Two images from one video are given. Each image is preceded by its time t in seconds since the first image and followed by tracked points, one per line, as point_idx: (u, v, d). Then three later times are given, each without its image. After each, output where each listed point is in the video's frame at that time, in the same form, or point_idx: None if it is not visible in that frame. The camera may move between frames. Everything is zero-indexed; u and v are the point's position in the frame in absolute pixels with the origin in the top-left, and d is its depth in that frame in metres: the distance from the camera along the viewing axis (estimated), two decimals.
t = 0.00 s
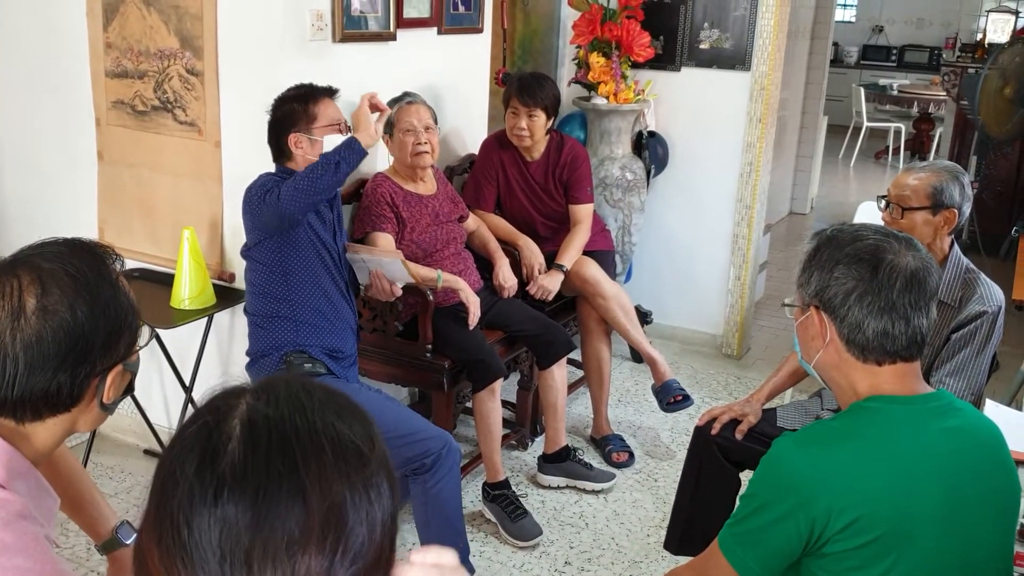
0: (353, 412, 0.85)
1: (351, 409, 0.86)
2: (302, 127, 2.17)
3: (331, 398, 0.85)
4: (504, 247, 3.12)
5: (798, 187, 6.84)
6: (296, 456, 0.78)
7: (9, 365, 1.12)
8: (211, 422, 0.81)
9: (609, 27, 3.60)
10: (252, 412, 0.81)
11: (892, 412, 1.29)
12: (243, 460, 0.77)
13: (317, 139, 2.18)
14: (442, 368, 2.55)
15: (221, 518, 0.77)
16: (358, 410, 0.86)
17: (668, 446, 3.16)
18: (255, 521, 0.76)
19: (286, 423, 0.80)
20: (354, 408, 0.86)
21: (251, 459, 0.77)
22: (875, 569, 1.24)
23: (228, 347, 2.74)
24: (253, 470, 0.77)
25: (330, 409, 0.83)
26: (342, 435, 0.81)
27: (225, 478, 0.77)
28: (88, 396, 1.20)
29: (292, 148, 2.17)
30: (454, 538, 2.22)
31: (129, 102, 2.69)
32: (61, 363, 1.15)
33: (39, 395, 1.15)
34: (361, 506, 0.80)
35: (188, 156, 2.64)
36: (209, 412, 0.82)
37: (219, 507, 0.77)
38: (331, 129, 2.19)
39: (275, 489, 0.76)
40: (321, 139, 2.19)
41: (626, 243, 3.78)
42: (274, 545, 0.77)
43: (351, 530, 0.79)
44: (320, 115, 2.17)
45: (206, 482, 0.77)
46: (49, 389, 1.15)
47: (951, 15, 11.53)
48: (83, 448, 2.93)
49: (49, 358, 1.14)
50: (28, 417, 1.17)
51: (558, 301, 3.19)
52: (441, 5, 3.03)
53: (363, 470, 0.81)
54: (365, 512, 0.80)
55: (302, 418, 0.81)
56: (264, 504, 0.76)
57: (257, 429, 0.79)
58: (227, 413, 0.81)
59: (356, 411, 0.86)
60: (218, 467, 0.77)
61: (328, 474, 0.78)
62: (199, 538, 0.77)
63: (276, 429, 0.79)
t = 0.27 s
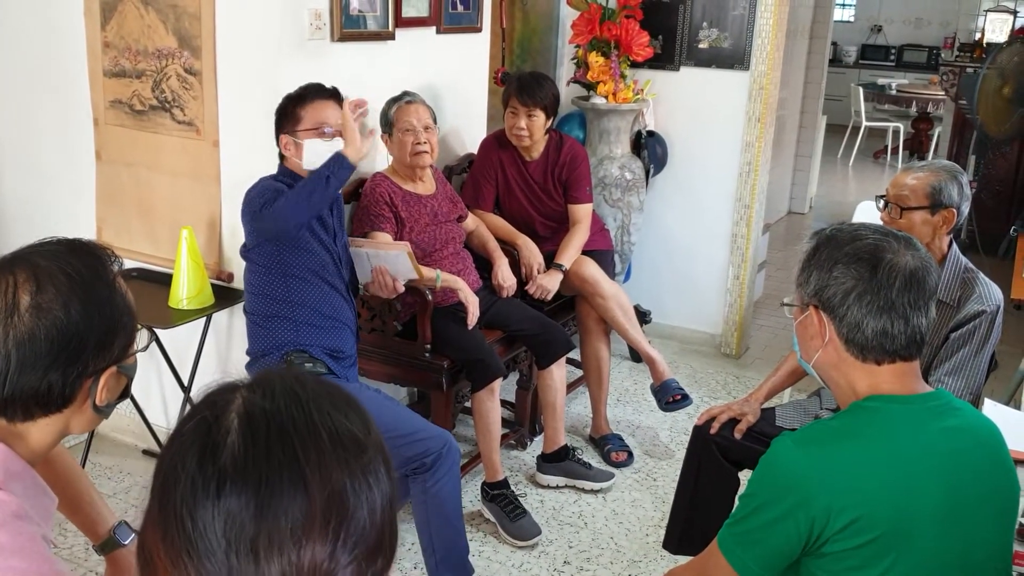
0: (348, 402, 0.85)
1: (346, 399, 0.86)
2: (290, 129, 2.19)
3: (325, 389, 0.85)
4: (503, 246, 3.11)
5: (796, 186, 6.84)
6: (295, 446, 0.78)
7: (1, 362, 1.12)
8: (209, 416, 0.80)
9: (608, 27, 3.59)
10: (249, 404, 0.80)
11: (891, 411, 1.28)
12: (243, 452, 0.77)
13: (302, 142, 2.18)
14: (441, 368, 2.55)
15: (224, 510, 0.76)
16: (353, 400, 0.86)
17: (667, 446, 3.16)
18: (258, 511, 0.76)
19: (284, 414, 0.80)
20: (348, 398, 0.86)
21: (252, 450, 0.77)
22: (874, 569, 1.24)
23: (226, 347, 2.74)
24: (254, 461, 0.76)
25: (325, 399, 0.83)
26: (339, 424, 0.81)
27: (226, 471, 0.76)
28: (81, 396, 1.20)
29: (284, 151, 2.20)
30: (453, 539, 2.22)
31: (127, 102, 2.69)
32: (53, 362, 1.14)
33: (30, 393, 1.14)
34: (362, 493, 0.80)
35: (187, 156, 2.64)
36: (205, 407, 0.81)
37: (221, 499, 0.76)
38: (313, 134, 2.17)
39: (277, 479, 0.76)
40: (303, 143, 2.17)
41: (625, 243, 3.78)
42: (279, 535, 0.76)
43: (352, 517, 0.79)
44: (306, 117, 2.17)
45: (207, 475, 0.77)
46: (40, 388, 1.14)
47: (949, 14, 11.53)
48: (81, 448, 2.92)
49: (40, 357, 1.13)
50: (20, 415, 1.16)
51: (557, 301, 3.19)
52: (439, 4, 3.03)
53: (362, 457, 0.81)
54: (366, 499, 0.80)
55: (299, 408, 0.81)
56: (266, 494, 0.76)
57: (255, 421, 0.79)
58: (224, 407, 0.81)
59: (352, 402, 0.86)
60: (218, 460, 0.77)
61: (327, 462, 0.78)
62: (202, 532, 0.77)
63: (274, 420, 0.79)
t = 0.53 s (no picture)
0: (340, 396, 0.86)
1: (338, 392, 0.86)
2: (289, 131, 2.20)
3: (317, 382, 0.85)
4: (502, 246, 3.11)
5: (795, 186, 6.84)
6: (286, 437, 0.79)
7: None
8: (202, 410, 0.81)
9: (607, 26, 3.60)
10: (242, 398, 0.81)
11: (890, 412, 1.29)
12: (236, 445, 0.78)
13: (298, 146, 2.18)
14: (439, 368, 2.55)
15: (217, 502, 0.77)
16: (344, 393, 0.87)
17: (666, 446, 3.16)
18: (252, 501, 0.76)
19: (275, 407, 0.81)
20: (340, 390, 0.87)
21: (244, 442, 0.78)
22: (873, 569, 1.24)
23: (225, 347, 2.73)
24: (247, 453, 0.77)
25: (317, 391, 0.84)
26: (330, 414, 0.82)
27: (219, 463, 0.77)
28: (77, 395, 1.20)
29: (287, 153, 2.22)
30: (452, 539, 2.22)
31: (126, 101, 2.69)
32: (49, 358, 1.14)
33: (25, 389, 1.14)
34: (353, 482, 0.80)
35: (185, 155, 2.64)
36: (199, 402, 0.82)
37: (215, 491, 0.77)
38: (307, 140, 2.16)
39: (269, 470, 0.77)
40: (298, 147, 2.17)
41: (623, 243, 3.78)
42: (272, 524, 0.76)
43: (345, 506, 0.79)
44: (304, 122, 2.17)
45: (201, 468, 0.77)
46: (35, 385, 1.15)
47: (948, 14, 11.53)
48: (80, 447, 2.93)
49: (37, 353, 1.13)
50: (16, 412, 1.17)
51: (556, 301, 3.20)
52: (438, 4, 3.03)
53: (353, 447, 0.81)
54: (358, 488, 0.81)
55: (291, 401, 0.81)
56: (259, 485, 0.77)
57: (247, 414, 0.79)
58: (217, 401, 0.81)
59: (343, 394, 0.86)
60: (212, 453, 0.78)
61: (318, 452, 0.79)
62: (197, 524, 0.77)
63: (266, 413, 0.80)
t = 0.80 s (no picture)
0: (342, 386, 0.89)
1: (340, 383, 0.89)
2: (299, 132, 2.19)
3: (320, 373, 0.88)
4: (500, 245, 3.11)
5: (794, 185, 6.84)
6: (291, 428, 0.82)
7: None
8: (210, 401, 0.84)
9: (606, 25, 3.60)
10: (248, 390, 0.84)
11: (889, 410, 1.28)
12: (243, 435, 0.81)
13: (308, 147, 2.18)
14: (438, 368, 2.55)
15: (225, 490, 0.80)
16: (346, 383, 0.90)
17: (665, 445, 3.15)
18: (258, 489, 0.80)
19: (280, 397, 0.84)
20: (342, 381, 0.90)
21: (251, 432, 0.81)
22: (873, 569, 1.23)
23: (224, 346, 2.73)
24: (253, 443, 0.80)
25: (320, 382, 0.87)
26: (332, 405, 0.85)
27: (227, 453, 0.80)
28: (79, 395, 1.19)
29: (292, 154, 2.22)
30: (452, 538, 2.21)
31: (124, 100, 2.68)
32: (51, 359, 1.14)
33: (27, 390, 1.14)
34: (355, 470, 0.84)
35: (184, 154, 2.63)
36: (207, 393, 0.85)
37: (223, 479, 0.80)
38: (318, 141, 2.16)
39: (274, 460, 0.80)
40: (307, 148, 2.17)
41: (623, 242, 3.78)
42: (278, 511, 0.80)
43: (347, 493, 0.83)
44: (316, 123, 2.17)
45: (209, 458, 0.80)
46: (37, 385, 1.14)
47: (947, 13, 11.52)
48: (79, 447, 2.92)
49: (39, 354, 1.13)
50: (17, 412, 1.16)
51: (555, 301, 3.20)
52: (437, 3, 3.02)
53: (355, 437, 0.85)
54: (359, 475, 0.84)
55: (295, 392, 0.84)
56: (265, 474, 0.80)
57: (254, 405, 0.83)
58: (225, 392, 0.84)
59: (345, 385, 0.90)
60: (220, 442, 0.81)
61: (322, 442, 0.82)
62: (206, 511, 0.81)
63: (271, 404, 0.83)
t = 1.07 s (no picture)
0: (369, 370, 0.92)
1: (367, 367, 0.93)
2: (302, 129, 2.18)
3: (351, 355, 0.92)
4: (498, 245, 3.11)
5: (793, 185, 6.84)
6: (323, 395, 0.84)
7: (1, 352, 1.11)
8: (246, 373, 0.86)
9: (604, 25, 3.60)
10: (283, 363, 0.87)
11: (887, 410, 1.28)
12: (279, 401, 0.83)
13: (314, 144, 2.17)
14: (435, 368, 2.55)
15: (258, 451, 0.82)
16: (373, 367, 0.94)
17: (664, 444, 3.16)
18: (290, 451, 0.82)
19: (313, 371, 0.86)
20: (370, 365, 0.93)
21: (286, 400, 0.83)
22: (871, 569, 1.24)
23: (222, 346, 2.73)
24: (287, 408, 0.83)
25: (350, 363, 0.90)
26: (363, 381, 0.88)
27: (262, 416, 0.83)
28: (78, 393, 1.19)
29: (293, 152, 2.19)
30: (451, 536, 2.22)
31: (122, 101, 2.68)
32: (52, 355, 1.14)
33: (27, 386, 1.14)
34: (382, 443, 0.86)
35: (182, 155, 2.63)
36: (243, 367, 0.88)
37: (256, 441, 0.82)
38: (326, 138, 2.16)
39: (307, 424, 0.82)
40: (315, 146, 2.16)
41: (621, 242, 3.78)
42: (308, 474, 0.82)
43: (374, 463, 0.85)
44: (321, 119, 2.17)
45: (245, 420, 0.83)
46: (37, 382, 1.14)
47: (945, 12, 11.52)
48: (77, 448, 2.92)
49: (41, 351, 1.13)
50: (18, 409, 1.16)
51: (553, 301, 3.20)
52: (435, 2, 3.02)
53: (383, 412, 0.87)
54: (386, 448, 0.86)
55: (327, 367, 0.87)
56: (297, 437, 0.82)
57: (289, 376, 0.85)
58: (261, 366, 0.87)
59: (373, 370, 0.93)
60: (255, 407, 0.83)
61: (352, 411, 0.85)
62: (238, 472, 0.82)
63: (305, 376, 0.86)
